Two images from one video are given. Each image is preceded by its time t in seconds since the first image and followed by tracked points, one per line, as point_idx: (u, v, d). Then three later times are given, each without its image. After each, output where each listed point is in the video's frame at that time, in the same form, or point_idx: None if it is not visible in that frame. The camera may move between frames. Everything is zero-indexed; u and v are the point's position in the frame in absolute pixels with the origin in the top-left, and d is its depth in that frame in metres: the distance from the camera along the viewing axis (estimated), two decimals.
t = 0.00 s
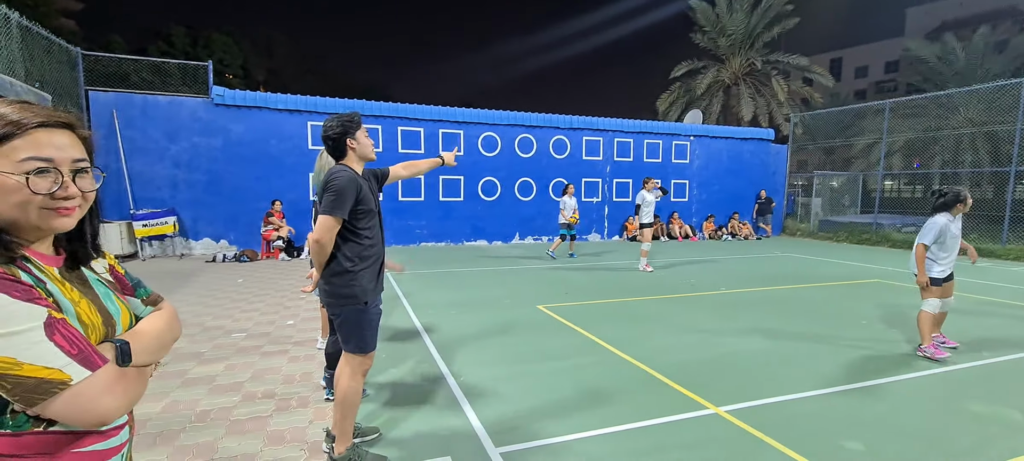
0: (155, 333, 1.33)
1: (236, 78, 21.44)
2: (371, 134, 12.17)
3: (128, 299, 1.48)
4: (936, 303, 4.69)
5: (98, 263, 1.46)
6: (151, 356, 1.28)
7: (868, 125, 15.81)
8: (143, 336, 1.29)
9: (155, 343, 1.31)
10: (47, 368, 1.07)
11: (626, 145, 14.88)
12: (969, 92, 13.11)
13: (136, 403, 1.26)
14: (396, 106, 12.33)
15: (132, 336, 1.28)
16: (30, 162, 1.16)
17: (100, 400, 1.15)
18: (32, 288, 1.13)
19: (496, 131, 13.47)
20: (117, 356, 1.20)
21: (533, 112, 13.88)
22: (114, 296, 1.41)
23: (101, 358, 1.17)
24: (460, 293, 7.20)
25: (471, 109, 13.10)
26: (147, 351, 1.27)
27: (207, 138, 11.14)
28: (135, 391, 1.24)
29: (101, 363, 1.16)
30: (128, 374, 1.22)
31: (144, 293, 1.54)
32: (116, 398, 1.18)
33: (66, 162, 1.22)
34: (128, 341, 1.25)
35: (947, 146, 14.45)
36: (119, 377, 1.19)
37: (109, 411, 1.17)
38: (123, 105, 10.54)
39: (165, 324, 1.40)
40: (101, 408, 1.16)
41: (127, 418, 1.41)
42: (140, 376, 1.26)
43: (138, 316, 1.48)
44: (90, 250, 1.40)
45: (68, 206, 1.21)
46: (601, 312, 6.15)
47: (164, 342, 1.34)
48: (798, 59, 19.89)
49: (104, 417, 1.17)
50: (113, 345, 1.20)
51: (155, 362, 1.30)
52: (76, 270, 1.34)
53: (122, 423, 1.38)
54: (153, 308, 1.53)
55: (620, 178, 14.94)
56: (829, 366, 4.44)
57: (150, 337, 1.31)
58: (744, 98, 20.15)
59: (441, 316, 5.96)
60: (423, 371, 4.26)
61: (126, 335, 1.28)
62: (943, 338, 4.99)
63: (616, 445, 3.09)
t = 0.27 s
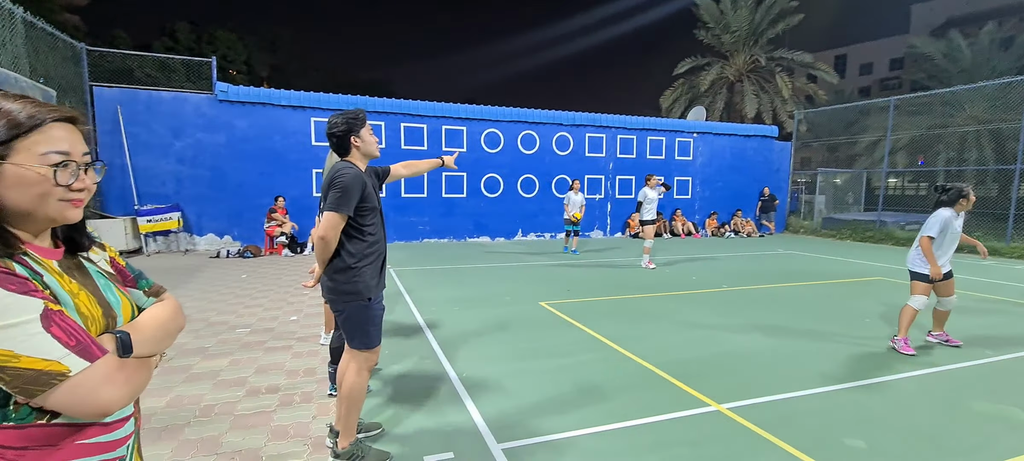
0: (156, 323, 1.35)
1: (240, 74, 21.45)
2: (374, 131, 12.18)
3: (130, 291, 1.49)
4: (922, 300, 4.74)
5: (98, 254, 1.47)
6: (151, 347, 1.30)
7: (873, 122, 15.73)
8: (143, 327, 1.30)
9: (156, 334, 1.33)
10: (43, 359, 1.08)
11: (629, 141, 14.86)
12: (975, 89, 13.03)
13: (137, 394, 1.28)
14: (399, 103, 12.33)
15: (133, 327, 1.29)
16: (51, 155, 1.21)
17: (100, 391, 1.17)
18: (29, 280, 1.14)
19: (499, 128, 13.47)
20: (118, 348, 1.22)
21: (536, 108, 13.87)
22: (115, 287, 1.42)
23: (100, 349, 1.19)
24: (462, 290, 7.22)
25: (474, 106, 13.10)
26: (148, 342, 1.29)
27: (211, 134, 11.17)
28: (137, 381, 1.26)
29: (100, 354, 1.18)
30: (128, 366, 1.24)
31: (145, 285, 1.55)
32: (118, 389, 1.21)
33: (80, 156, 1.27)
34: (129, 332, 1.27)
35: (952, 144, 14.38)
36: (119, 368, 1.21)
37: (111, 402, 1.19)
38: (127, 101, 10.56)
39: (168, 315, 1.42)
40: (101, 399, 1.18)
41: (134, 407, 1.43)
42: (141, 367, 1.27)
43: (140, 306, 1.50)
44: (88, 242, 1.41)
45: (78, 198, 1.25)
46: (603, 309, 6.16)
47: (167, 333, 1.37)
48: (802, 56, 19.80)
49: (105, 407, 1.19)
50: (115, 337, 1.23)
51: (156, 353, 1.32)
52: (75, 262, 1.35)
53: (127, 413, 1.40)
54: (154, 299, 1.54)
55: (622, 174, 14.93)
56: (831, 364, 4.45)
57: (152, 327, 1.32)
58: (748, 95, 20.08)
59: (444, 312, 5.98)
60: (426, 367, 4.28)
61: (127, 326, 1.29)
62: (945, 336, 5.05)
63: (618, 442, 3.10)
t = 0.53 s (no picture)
0: (155, 318, 1.35)
1: (241, 70, 21.41)
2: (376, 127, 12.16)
3: (128, 286, 1.50)
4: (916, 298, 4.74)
5: (96, 248, 1.47)
6: (151, 341, 1.29)
7: (876, 119, 15.66)
8: (142, 321, 1.30)
9: (155, 328, 1.32)
10: (41, 352, 1.07)
11: (631, 138, 14.82)
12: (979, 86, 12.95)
13: (136, 388, 1.26)
14: (401, 99, 12.30)
15: (131, 321, 1.29)
16: (59, 150, 1.22)
17: (99, 384, 1.16)
18: (27, 274, 1.14)
19: (501, 125, 13.44)
20: (117, 341, 1.21)
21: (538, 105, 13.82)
22: (113, 281, 1.42)
23: (99, 342, 1.17)
24: (464, 287, 7.21)
25: (476, 103, 13.07)
26: (147, 336, 1.29)
27: (212, 130, 11.16)
28: (135, 375, 1.25)
29: (100, 347, 1.17)
30: (127, 359, 1.23)
31: (143, 279, 1.55)
32: (117, 382, 1.19)
33: (83, 150, 1.28)
34: (127, 326, 1.26)
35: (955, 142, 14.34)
36: (118, 360, 1.20)
37: (110, 395, 1.18)
38: (128, 96, 10.55)
39: (167, 308, 1.42)
40: (100, 392, 1.17)
41: (132, 402, 1.43)
42: (139, 361, 1.27)
43: (138, 301, 1.50)
44: (85, 236, 1.41)
45: (82, 192, 1.27)
46: (604, 307, 6.16)
47: (165, 328, 1.36)
48: (806, 53, 19.70)
49: (104, 401, 1.17)
50: (114, 330, 1.22)
51: (155, 346, 1.31)
52: (73, 255, 1.35)
53: (125, 407, 1.39)
54: (153, 294, 1.55)
55: (624, 172, 14.89)
56: (833, 362, 4.43)
57: (150, 321, 1.32)
58: (750, 92, 20.02)
59: (445, 309, 5.97)
60: (427, 364, 4.28)
61: (125, 320, 1.29)
62: (949, 335, 5.04)
63: (619, 440, 3.10)
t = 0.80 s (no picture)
0: (158, 314, 1.37)
1: (243, 68, 21.43)
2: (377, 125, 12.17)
3: (130, 283, 1.51)
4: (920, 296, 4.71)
5: (98, 247, 1.48)
6: (156, 337, 1.33)
7: (879, 117, 15.60)
8: (146, 317, 1.33)
9: (158, 325, 1.35)
10: (54, 345, 1.08)
11: (632, 136, 14.81)
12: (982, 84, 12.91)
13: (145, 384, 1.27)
14: (402, 98, 12.30)
15: (136, 317, 1.32)
16: (66, 149, 1.23)
17: (110, 377, 1.17)
18: (37, 270, 1.14)
19: (502, 123, 13.44)
20: (124, 336, 1.24)
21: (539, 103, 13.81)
22: (116, 279, 1.43)
23: (109, 336, 1.19)
24: (465, 285, 7.22)
25: (477, 101, 13.07)
26: (152, 332, 1.32)
27: (214, 128, 11.18)
28: (144, 369, 1.26)
29: (110, 341, 1.18)
30: (136, 353, 1.24)
31: (144, 277, 1.57)
32: (128, 375, 1.20)
33: (88, 149, 1.30)
34: (133, 323, 1.29)
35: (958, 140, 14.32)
36: (128, 354, 1.22)
37: (121, 388, 1.19)
38: (130, 95, 10.56)
39: (169, 305, 1.44)
40: (111, 385, 1.17)
41: (138, 397, 1.43)
42: (148, 356, 1.29)
43: (140, 298, 1.52)
44: (88, 234, 1.41)
45: (87, 191, 1.29)
46: (605, 305, 6.16)
47: (168, 324, 1.39)
48: (808, 50, 19.64)
49: (115, 394, 1.18)
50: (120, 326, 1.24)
51: (160, 343, 1.34)
52: (78, 252, 1.35)
53: (131, 403, 1.39)
54: (155, 291, 1.57)
55: (626, 170, 14.88)
56: (835, 361, 4.43)
57: (154, 318, 1.35)
58: (752, 89, 19.97)
59: (447, 308, 5.98)
60: (429, 362, 4.28)
61: (130, 316, 1.32)
62: (951, 333, 5.03)
63: (621, 438, 3.10)
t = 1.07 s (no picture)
0: (163, 312, 1.39)
1: (245, 68, 21.44)
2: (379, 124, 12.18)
3: (135, 283, 1.52)
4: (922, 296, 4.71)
5: (104, 247, 1.49)
6: (162, 335, 1.34)
7: (882, 114, 15.53)
8: (151, 315, 1.35)
9: (164, 323, 1.37)
10: (65, 343, 1.10)
11: (634, 135, 14.78)
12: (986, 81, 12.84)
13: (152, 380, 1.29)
14: (404, 97, 12.30)
15: (142, 316, 1.34)
16: (74, 150, 1.25)
17: (119, 374, 1.19)
18: (48, 270, 1.16)
19: (504, 122, 13.44)
20: (131, 335, 1.26)
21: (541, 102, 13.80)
22: (122, 279, 1.44)
23: (118, 335, 1.21)
24: (468, 284, 7.23)
25: (479, 100, 13.06)
26: (159, 330, 1.35)
27: (217, 128, 11.21)
28: (151, 366, 1.28)
29: (118, 339, 1.20)
30: (143, 351, 1.26)
31: (149, 277, 1.58)
32: (136, 373, 1.22)
33: (95, 150, 1.31)
34: (140, 320, 1.31)
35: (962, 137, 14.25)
36: (136, 352, 1.23)
37: (129, 385, 1.21)
38: (132, 95, 10.58)
39: (174, 305, 1.46)
40: (119, 382, 1.19)
41: (143, 393, 1.44)
42: (155, 354, 1.31)
43: (146, 298, 1.53)
44: (95, 234, 1.43)
45: (95, 190, 1.30)
46: (607, 303, 6.17)
47: (174, 323, 1.40)
48: (811, 47, 19.56)
49: (124, 390, 1.20)
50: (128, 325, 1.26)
51: (166, 341, 1.36)
52: (84, 252, 1.36)
53: (137, 399, 1.41)
54: (160, 291, 1.58)
55: (628, 168, 14.86)
56: (838, 359, 4.42)
57: (159, 317, 1.37)
58: (755, 87, 19.91)
59: (449, 306, 5.99)
60: (431, 361, 4.29)
61: (136, 315, 1.34)
62: (955, 331, 5.02)
63: (623, 437, 3.10)
